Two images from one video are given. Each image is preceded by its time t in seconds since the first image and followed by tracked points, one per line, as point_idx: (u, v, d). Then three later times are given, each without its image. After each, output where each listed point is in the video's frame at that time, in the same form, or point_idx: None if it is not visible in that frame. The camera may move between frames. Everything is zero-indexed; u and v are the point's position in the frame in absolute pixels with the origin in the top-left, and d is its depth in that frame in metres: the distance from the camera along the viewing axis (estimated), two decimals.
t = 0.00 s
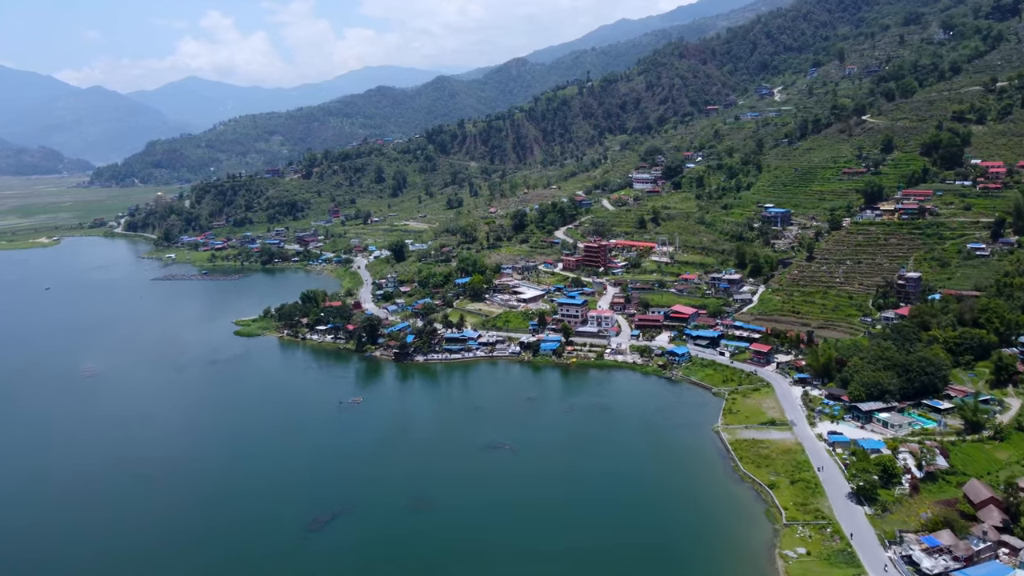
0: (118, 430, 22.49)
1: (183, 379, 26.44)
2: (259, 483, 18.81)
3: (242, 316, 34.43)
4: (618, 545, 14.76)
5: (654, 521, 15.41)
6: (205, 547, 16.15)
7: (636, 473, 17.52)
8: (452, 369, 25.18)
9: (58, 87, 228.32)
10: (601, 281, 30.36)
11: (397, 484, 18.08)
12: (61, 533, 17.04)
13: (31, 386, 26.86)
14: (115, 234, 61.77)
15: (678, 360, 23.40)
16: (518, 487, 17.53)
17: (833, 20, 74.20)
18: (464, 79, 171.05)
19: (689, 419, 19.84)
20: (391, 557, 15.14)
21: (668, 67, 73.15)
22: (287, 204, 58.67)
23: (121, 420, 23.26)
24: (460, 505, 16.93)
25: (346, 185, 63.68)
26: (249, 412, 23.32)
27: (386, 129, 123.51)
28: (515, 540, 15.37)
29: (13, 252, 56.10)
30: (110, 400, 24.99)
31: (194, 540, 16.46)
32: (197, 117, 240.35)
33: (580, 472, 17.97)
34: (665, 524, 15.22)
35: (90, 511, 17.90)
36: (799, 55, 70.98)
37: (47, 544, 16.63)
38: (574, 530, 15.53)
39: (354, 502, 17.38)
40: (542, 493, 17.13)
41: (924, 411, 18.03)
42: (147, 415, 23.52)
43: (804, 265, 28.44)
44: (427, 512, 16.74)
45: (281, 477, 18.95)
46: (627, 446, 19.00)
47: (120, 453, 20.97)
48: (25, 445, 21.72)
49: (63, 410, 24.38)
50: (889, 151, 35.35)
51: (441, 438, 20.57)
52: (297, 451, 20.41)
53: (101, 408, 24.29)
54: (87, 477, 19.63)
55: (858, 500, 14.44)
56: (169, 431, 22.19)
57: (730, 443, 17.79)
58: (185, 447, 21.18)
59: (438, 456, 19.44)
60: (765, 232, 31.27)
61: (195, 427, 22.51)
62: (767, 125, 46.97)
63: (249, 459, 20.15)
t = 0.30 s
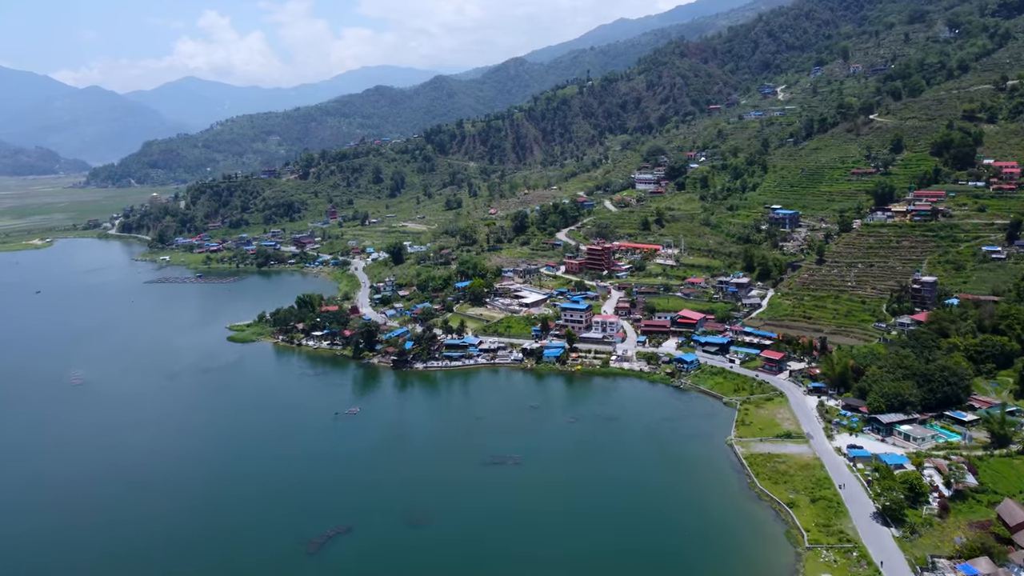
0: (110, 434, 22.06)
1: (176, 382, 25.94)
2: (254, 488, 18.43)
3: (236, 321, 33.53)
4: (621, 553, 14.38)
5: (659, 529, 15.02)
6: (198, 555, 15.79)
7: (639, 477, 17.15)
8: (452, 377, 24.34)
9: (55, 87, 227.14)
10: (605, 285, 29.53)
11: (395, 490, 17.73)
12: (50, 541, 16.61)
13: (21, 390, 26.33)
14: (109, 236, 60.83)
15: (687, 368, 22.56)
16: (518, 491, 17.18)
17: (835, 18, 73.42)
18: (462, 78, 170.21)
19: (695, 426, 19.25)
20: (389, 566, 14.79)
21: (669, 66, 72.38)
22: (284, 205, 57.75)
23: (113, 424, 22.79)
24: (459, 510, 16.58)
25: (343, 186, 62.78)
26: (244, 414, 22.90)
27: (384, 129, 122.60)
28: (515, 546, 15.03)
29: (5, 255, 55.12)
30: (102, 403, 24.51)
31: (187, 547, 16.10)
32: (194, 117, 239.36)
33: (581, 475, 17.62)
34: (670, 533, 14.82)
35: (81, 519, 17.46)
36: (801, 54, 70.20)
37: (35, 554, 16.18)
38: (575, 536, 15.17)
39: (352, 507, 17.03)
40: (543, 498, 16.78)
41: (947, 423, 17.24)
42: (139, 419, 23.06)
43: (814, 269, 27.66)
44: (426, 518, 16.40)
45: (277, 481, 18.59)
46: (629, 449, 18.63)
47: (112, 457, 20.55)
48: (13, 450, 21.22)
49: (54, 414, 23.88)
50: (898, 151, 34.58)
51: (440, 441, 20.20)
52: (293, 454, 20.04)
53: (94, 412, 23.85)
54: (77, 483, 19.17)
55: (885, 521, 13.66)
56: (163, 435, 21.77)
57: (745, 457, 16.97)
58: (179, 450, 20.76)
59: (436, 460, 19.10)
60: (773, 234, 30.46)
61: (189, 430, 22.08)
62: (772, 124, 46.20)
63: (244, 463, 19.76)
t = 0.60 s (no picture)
0: (104, 434, 21.55)
1: (171, 383, 25.35)
2: (252, 489, 18.00)
3: (230, 326, 32.54)
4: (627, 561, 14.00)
5: (667, 541, 14.63)
6: (195, 555, 15.42)
7: (646, 485, 16.75)
8: (453, 384, 23.53)
9: (51, 88, 225.87)
10: (609, 289, 28.76)
11: (397, 492, 17.31)
12: (42, 541, 16.20)
13: (12, 390, 25.72)
14: (103, 237, 59.88)
15: (696, 376, 21.77)
16: (521, 496, 16.84)
17: (837, 17, 72.72)
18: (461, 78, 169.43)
19: (707, 437, 18.51)
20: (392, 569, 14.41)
21: (670, 65, 71.66)
22: (281, 206, 56.86)
23: (106, 424, 22.26)
24: (461, 514, 16.22)
25: (341, 186, 61.94)
26: (241, 415, 22.39)
27: (382, 129, 121.81)
28: (518, 551, 14.73)
29: None
30: (95, 403, 23.95)
31: (183, 548, 15.71)
32: (192, 117, 238.35)
33: (587, 481, 17.21)
34: (679, 545, 14.43)
35: (74, 518, 17.05)
36: (803, 52, 69.53)
37: (25, 556, 15.71)
38: (580, 543, 14.81)
39: (352, 511, 16.63)
40: (547, 504, 16.41)
41: (971, 436, 16.50)
42: (134, 419, 22.53)
43: (824, 272, 26.93)
44: (427, 522, 16.02)
45: (277, 482, 18.20)
46: (636, 456, 18.20)
47: (107, 456, 20.09)
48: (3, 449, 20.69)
49: (46, 414, 23.34)
50: (907, 151, 33.87)
51: (443, 444, 19.78)
52: (292, 455, 19.60)
53: (87, 412, 23.32)
54: (70, 483, 18.68)
55: (915, 544, 12.93)
56: (158, 435, 21.28)
57: (761, 472, 16.20)
58: (173, 451, 20.25)
59: (439, 463, 18.72)
60: (781, 236, 29.70)
61: (185, 430, 21.59)
62: (776, 124, 45.46)
63: (241, 464, 19.28)
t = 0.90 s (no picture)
0: (104, 433, 21.84)
1: (166, 387, 24.97)
2: (246, 491, 18.19)
3: (224, 331, 31.50)
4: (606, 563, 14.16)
5: (651, 543, 14.74)
6: (183, 556, 15.74)
7: (641, 487, 16.77)
8: (453, 393, 22.71)
9: (47, 88, 224.55)
10: (613, 293, 27.96)
11: (389, 493, 17.50)
12: (35, 540, 16.63)
13: (15, 390, 25.97)
14: (97, 239, 59.02)
15: (706, 385, 20.96)
16: (512, 496, 16.97)
17: (839, 15, 71.89)
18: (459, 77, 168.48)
19: (722, 451, 17.77)
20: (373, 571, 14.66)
21: (671, 63, 70.87)
22: (277, 207, 56.01)
23: (108, 423, 22.58)
24: (449, 514, 16.41)
25: (338, 187, 61.10)
26: (242, 414, 22.53)
27: (381, 129, 120.88)
28: (505, 552, 14.87)
29: None
30: (97, 403, 24.19)
31: (172, 548, 16.05)
32: (189, 117, 237.29)
33: (581, 483, 17.31)
34: (667, 549, 14.47)
35: (70, 517, 17.49)
36: (806, 51, 68.73)
37: (21, 557, 16.05)
38: (562, 543, 14.99)
39: (342, 514, 16.83)
40: (536, 505, 16.53)
41: (999, 450, 15.76)
42: (134, 419, 22.75)
43: (836, 276, 26.16)
44: (415, 522, 16.24)
45: (271, 484, 18.40)
46: (634, 457, 18.16)
47: (106, 455, 20.44)
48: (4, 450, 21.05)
49: (49, 413, 23.69)
50: (918, 150, 33.10)
51: (441, 443, 19.85)
52: (289, 456, 19.76)
53: (90, 411, 23.60)
54: (67, 483, 19.06)
55: (945, 568, 12.21)
56: (157, 436, 21.51)
57: (778, 489, 15.43)
58: (172, 451, 20.48)
59: (437, 464, 18.74)
60: (790, 239, 28.90)
61: (184, 430, 21.78)
62: (781, 123, 44.68)
63: (237, 466, 19.46)
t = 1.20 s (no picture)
0: (103, 433, 21.94)
1: (157, 394, 24.42)
2: (242, 492, 18.31)
3: (218, 336, 30.42)
4: (594, 560, 14.26)
5: (642, 541, 14.75)
6: (177, 556, 15.93)
7: (637, 487, 16.76)
8: (454, 402, 21.90)
9: (44, 88, 223.35)
10: (619, 297, 27.17)
11: (384, 494, 17.60)
12: (32, 539, 16.88)
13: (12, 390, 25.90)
14: (91, 240, 58.12)
15: (718, 395, 20.16)
16: (506, 495, 17.02)
17: (843, 14, 71.12)
18: (458, 77, 167.60)
19: (732, 462, 17.13)
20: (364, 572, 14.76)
21: (673, 62, 70.14)
22: (274, 208, 55.19)
23: (107, 423, 22.66)
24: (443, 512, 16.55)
25: (336, 187, 60.28)
26: (240, 414, 22.52)
27: (379, 129, 120.04)
28: (498, 552, 14.89)
29: None
30: (95, 403, 24.24)
31: (165, 548, 16.24)
32: (187, 117, 236.19)
33: (577, 481, 17.33)
34: (663, 550, 14.39)
35: (67, 517, 17.69)
36: (810, 50, 67.97)
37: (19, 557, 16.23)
38: (553, 542, 15.04)
39: (339, 515, 16.87)
40: (529, 502, 16.60)
41: None
42: (132, 419, 22.75)
43: (848, 280, 25.41)
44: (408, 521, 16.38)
45: (266, 484, 18.54)
46: (633, 456, 18.09)
47: (103, 456, 20.54)
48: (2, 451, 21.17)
49: (49, 412, 23.78)
50: (929, 151, 32.37)
51: (440, 442, 19.84)
52: (286, 456, 19.80)
53: (89, 411, 23.67)
54: (65, 482, 19.29)
55: None
56: (155, 436, 21.57)
57: (798, 507, 14.70)
58: (169, 452, 20.56)
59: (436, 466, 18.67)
60: (800, 241, 28.13)
61: (183, 430, 21.80)
62: (787, 123, 43.92)
63: (233, 466, 19.52)
